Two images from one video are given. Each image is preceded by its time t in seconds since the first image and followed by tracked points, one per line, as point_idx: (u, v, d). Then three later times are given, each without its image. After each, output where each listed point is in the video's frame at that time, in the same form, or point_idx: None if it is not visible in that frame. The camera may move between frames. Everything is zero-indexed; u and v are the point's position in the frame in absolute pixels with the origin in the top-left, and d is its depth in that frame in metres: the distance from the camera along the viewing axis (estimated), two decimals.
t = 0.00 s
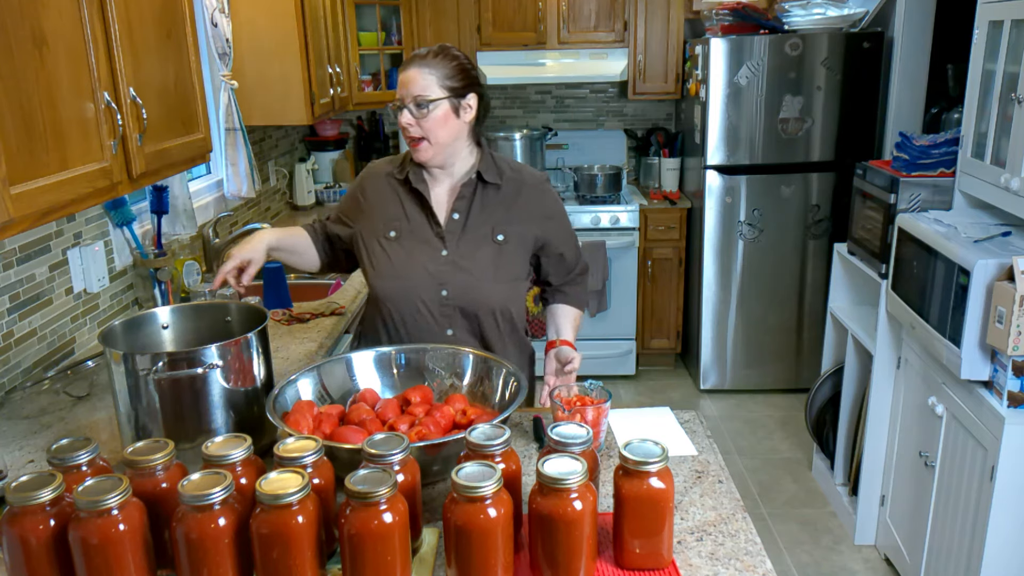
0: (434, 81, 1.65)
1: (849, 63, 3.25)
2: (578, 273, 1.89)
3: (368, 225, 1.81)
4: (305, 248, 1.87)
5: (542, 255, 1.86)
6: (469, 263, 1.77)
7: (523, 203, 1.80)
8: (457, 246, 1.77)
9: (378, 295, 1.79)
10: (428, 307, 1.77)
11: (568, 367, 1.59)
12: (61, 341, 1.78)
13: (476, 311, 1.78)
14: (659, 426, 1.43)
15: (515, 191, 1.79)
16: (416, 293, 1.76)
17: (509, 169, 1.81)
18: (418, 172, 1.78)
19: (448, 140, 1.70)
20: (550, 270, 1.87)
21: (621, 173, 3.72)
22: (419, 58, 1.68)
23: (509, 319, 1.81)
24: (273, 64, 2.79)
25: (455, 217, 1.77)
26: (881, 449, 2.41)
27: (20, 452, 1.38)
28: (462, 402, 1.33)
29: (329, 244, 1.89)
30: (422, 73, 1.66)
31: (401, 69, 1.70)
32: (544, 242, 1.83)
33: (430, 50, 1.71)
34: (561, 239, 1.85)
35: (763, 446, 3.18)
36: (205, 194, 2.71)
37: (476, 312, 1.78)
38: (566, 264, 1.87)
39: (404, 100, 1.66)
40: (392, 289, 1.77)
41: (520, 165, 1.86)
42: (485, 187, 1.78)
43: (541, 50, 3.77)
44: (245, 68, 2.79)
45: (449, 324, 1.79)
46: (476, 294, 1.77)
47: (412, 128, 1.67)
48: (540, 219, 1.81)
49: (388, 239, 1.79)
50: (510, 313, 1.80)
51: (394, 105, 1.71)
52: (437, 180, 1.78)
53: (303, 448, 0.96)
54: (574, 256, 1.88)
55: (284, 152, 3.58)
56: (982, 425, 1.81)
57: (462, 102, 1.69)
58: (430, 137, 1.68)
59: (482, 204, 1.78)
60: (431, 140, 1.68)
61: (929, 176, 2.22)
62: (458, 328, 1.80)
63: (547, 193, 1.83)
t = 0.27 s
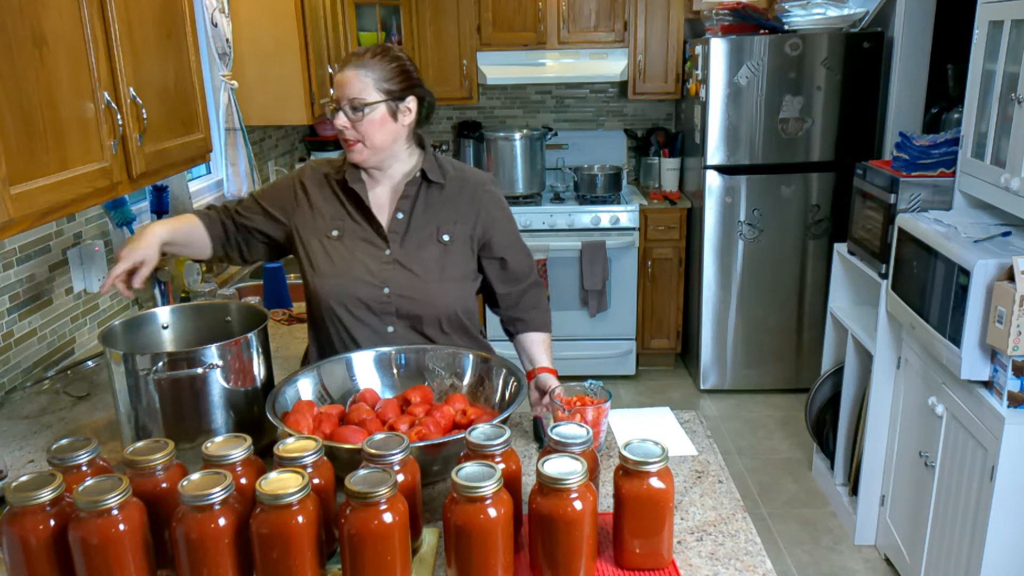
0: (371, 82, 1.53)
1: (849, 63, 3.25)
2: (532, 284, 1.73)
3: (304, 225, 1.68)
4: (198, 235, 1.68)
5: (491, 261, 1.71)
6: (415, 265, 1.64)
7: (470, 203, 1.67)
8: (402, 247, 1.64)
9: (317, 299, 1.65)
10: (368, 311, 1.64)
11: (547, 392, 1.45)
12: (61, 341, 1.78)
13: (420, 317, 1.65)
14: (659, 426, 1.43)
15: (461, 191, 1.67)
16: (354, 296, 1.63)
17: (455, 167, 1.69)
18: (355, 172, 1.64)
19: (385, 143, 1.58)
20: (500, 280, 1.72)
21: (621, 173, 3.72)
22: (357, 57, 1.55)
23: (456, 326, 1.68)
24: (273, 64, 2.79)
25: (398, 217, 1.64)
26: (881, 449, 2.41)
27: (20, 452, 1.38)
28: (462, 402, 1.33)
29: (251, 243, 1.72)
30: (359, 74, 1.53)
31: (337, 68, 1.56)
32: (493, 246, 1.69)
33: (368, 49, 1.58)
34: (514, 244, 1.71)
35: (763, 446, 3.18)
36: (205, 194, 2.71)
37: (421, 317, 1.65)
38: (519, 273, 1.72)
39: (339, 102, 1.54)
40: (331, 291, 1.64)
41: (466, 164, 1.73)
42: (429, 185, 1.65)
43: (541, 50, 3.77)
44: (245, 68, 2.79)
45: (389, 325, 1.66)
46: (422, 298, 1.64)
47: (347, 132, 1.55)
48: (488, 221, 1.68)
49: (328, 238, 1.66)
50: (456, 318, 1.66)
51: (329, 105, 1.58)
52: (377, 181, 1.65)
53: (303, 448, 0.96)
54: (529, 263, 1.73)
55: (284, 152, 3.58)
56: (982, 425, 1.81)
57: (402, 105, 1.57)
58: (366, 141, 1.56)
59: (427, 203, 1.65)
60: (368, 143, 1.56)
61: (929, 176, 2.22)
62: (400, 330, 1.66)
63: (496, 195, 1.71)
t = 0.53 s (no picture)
0: (307, 91, 1.45)
1: (849, 63, 3.25)
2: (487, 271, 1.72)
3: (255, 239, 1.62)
4: (108, 266, 1.50)
5: (445, 256, 1.68)
6: (370, 274, 1.60)
7: (417, 200, 1.63)
8: (354, 258, 1.60)
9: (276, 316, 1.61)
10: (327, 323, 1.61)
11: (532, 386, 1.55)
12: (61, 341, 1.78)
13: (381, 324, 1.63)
14: (659, 425, 1.43)
15: (406, 189, 1.63)
16: (311, 310, 1.60)
17: (396, 164, 1.65)
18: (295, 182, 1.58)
19: (322, 155, 1.50)
20: (455, 273, 1.70)
21: (621, 173, 3.72)
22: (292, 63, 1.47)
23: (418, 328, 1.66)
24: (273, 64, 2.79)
25: (347, 226, 1.59)
26: (881, 449, 2.41)
27: (20, 452, 1.38)
28: (462, 402, 1.33)
29: (184, 263, 1.61)
30: (295, 81, 1.45)
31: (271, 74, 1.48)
32: (445, 242, 1.66)
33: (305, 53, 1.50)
34: (467, 236, 1.68)
35: (763, 446, 3.18)
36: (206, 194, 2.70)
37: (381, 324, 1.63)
38: (473, 263, 1.70)
39: (273, 111, 1.46)
40: (288, 308, 1.60)
41: (406, 157, 1.69)
42: (373, 188, 1.61)
43: (540, 50, 3.77)
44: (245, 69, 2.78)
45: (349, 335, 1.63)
46: (384, 306, 1.62)
47: (281, 141, 1.47)
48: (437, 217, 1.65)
49: (279, 256, 1.60)
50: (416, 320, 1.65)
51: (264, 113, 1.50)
52: (320, 191, 1.59)
53: (303, 448, 0.96)
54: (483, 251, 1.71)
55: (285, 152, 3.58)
56: (982, 425, 1.81)
57: (340, 114, 1.50)
58: (303, 153, 1.48)
59: (374, 207, 1.61)
60: (303, 154, 1.48)
61: (929, 176, 2.22)
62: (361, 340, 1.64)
63: (442, 187, 1.67)
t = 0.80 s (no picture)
0: (276, 116, 1.37)
1: (849, 63, 3.25)
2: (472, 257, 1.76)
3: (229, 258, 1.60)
4: (65, 300, 1.47)
5: (427, 250, 1.70)
6: (357, 282, 1.61)
7: (393, 200, 1.64)
8: (339, 269, 1.60)
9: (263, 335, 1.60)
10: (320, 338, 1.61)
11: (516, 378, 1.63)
12: (61, 340, 1.79)
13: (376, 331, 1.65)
14: (659, 425, 1.43)
15: (380, 190, 1.63)
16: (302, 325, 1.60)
17: (364, 166, 1.63)
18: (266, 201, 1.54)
19: (290, 178, 1.44)
20: (441, 264, 1.73)
21: (621, 173, 3.71)
22: (258, 83, 1.37)
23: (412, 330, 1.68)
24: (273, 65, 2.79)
25: (326, 237, 1.58)
26: (881, 449, 2.41)
27: (20, 452, 1.38)
28: (462, 402, 1.33)
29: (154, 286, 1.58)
30: (261, 105, 1.36)
31: (234, 93, 1.38)
32: (427, 238, 1.68)
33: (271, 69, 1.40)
34: (446, 227, 1.70)
35: (763, 446, 3.18)
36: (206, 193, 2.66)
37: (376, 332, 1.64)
38: (457, 252, 1.73)
39: (239, 135, 1.37)
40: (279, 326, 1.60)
41: (371, 155, 1.68)
42: (347, 195, 1.60)
43: (540, 50, 3.77)
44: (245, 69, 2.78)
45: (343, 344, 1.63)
46: (377, 312, 1.63)
47: (248, 167, 1.39)
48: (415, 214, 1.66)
49: (259, 275, 1.58)
50: (410, 323, 1.67)
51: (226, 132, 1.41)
52: (292, 207, 1.56)
53: (303, 448, 0.96)
54: (465, 239, 1.74)
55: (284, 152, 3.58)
56: (982, 425, 1.81)
57: (309, 135, 1.43)
58: (271, 178, 1.42)
59: (351, 215, 1.60)
60: (271, 179, 1.42)
61: (929, 176, 2.22)
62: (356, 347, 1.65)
63: (414, 182, 1.68)
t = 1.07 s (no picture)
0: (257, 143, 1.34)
1: (849, 63, 3.25)
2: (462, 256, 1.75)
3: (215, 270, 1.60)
4: (45, 315, 1.44)
5: (416, 254, 1.70)
6: (345, 293, 1.61)
7: (378, 208, 1.63)
8: (327, 280, 1.60)
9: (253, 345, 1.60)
10: (311, 347, 1.62)
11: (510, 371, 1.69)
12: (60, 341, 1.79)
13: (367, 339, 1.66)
14: (659, 425, 1.43)
15: (364, 198, 1.61)
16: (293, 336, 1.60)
17: (348, 173, 1.61)
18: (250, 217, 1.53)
19: (273, 201, 1.42)
20: (431, 266, 1.72)
21: (621, 173, 3.71)
22: (237, 107, 1.33)
23: (403, 335, 1.69)
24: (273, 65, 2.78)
25: (314, 248, 1.58)
26: (881, 449, 2.41)
27: (20, 452, 1.38)
28: (462, 402, 1.33)
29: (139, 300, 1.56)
30: (242, 132, 1.33)
31: (212, 117, 1.34)
32: (415, 243, 1.67)
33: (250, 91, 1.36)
34: (434, 230, 1.69)
35: (763, 446, 3.18)
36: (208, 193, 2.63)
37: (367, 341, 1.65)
38: (446, 253, 1.72)
39: (220, 162, 1.34)
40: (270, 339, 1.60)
41: (354, 160, 1.65)
42: (330, 205, 1.58)
43: (540, 50, 3.77)
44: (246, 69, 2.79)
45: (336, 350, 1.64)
46: (367, 322, 1.64)
47: (230, 193, 1.37)
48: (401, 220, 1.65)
49: (247, 286, 1.58)
50: (402, 331, 1.69)
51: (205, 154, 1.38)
52: (276, 220, 1.55)
53: (303, 448, 0.96)
54: (454, 239, 1.73)
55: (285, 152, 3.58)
56: (982, 425, 1.81)
57: (291, 157, 1.40)
58: (253, 201, 1.40)
59: (336, 226, 1.59)
60: (254, 203, 1.40)
61: (929, 176, 2.22)
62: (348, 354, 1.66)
63: (399, 186, 1.66)
